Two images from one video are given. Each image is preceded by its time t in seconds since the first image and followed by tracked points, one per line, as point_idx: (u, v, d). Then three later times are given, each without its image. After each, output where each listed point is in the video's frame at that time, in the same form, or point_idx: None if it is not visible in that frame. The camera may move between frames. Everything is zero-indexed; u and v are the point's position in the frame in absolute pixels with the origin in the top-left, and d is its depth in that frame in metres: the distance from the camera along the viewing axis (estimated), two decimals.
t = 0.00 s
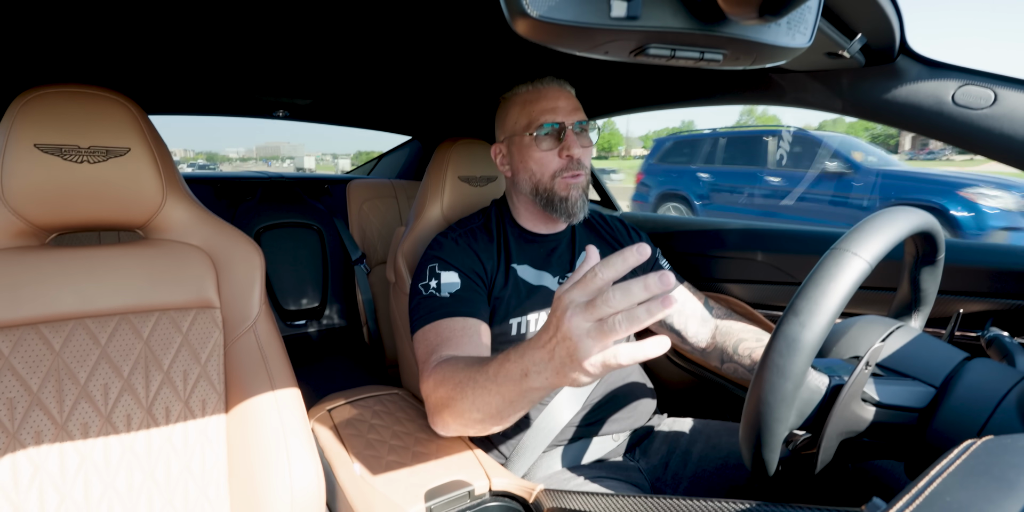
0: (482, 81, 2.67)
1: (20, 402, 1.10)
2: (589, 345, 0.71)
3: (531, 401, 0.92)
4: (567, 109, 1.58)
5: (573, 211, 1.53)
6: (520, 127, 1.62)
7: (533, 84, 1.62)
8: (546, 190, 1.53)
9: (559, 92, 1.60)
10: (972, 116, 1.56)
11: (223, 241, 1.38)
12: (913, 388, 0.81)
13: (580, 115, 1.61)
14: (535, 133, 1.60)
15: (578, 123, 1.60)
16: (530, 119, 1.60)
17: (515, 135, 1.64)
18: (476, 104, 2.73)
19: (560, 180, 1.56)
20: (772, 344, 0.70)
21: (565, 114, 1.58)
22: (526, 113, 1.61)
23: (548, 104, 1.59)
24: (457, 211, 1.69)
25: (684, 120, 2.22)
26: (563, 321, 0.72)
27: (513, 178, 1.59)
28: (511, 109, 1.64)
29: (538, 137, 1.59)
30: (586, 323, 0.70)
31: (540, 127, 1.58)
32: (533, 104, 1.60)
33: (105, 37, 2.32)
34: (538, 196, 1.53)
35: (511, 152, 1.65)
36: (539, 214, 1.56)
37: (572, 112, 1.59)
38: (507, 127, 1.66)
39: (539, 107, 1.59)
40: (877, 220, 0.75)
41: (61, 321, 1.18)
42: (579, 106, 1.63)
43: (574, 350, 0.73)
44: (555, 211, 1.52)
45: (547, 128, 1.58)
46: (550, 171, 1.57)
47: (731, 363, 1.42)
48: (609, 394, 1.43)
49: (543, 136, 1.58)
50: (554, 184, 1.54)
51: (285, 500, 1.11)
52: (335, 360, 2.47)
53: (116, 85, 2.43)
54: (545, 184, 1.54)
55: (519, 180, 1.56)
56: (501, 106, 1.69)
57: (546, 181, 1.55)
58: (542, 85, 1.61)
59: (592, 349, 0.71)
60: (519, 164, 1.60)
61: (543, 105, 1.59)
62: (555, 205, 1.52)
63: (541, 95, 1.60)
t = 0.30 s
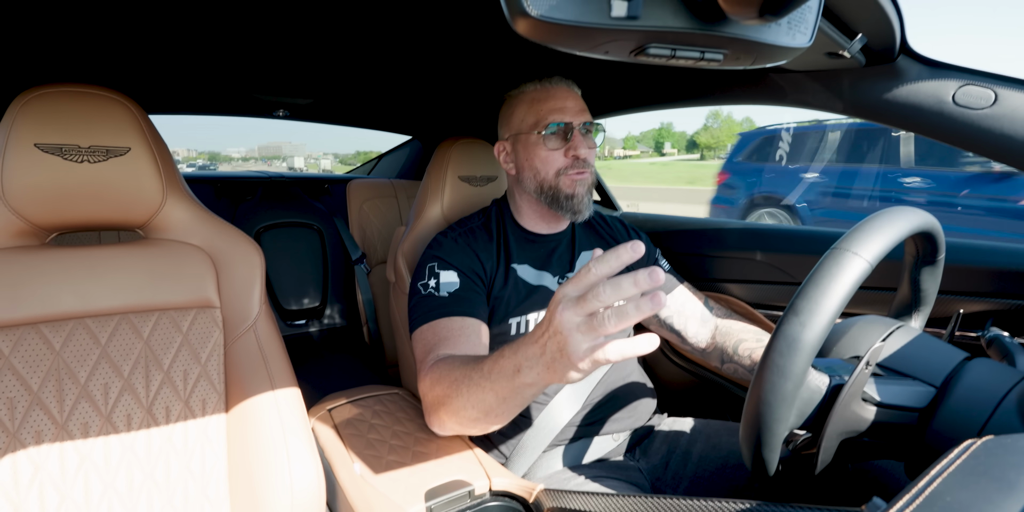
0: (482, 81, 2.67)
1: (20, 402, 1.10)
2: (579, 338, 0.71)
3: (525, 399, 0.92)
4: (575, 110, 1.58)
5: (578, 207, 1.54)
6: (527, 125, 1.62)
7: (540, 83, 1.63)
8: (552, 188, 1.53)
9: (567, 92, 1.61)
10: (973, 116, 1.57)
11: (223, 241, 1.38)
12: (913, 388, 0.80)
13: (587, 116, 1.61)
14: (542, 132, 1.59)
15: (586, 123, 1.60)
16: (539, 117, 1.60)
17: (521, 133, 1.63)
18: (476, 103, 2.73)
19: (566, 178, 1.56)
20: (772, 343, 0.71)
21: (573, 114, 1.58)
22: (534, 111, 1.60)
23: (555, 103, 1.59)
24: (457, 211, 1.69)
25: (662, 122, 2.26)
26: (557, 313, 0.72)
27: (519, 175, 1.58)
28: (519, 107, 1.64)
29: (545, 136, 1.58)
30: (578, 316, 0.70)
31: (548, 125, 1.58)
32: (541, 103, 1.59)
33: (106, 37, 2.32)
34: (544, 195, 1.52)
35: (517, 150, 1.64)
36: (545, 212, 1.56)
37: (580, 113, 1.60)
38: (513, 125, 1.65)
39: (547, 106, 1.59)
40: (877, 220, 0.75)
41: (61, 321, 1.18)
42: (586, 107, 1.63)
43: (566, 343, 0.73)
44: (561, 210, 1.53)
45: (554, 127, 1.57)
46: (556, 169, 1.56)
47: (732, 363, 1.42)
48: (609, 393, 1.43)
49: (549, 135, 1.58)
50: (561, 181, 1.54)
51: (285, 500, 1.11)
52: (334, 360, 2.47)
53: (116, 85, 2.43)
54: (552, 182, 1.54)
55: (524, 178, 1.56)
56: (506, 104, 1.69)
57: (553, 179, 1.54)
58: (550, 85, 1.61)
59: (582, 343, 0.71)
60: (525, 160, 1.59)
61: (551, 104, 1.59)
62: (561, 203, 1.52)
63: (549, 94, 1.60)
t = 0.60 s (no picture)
0: (482, 81, 2.67)
1: (20, 401, 1.10)
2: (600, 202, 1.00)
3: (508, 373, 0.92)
4: (585, 111, 1.57)
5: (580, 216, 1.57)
6: (537, 124, 1.58)
7: (551, 83, 1.60)
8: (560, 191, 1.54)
9: (577, 93, 1.59)
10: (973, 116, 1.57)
11: (222, 240, 1.38)
12: (913, 388, 0.80)
13: (596, 117, 1.59)
14: (553, 131, 1.55)
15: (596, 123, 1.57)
16: (548, 117, 1.56)
17: (531, 133, 1.60)
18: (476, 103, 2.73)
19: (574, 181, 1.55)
20: (772, 343, 0.71)
21: (583, 115, 1.56)
22: (544, 111, 1.57)
23: (566, 103, 1.56)
24: (457, 211, 1.69)
25: (645, 123, 2.32)
26: (559, 204, 1.05)
27: (527, 175, 1.57)
28: (529, 106, 1.61)
29: (557, 136, 1.54)
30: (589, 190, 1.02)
31: (560, 125, 1.53)
32: (552, 103, 1.57)
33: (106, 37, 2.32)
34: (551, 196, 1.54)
35: (526, 150, 1.60)
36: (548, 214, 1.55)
37: (590, 113, 1.58)
38: (522, 124, 1.62)
39: (558, 106, 1.56)
40: (878, 220, 0.75)
41: (61, 320, 1.18)
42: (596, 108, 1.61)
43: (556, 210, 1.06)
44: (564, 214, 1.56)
45: (565, 127, 1.53)
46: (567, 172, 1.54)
47: (732, 364, 1.42)
48: (609, 393, 1.43)
49: (560, 135, 1.53)
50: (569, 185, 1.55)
51: (285, 500, 1.11)
52: (334, 359, 2.47)
53: (117, 85, 2.43)
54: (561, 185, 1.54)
55: (532, 180, 1.54)
56: (516, 103, 1.67)
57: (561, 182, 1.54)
58: (560, 85, 1.59)
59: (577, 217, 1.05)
60: (535, 161, 1.57)
61: (561, 104, 1.56)
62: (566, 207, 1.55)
63: (560, 94, 1.57)
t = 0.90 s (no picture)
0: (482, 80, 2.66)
1: (20, 402, 1.10)
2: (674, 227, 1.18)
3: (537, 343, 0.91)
4: (570, 110, 1.57)
5: (577, 221, 1.55)
6: (523, 129, 1.60)
7: (534, 85, 1.61)
8: (553, 194, 1.53)
9: (561, 93, 1.60)
10: (972, 117, 1.57)
11: (222, 241, 1.38)
12: (913, 387, 0.80)
13: (583, 115, 1.60)
14: (538, 135, 1.58)
15: (583, 123, 1.59)
16: (533, 120, 1.58)
17: (518, 137, 1.62)
18: (476, 103, 2.73)
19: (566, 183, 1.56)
20: (772, 343, 0.71)
21: (568, 116, 1.56)
22: (529, 115, 1.59)
23: (551, 105, 1.57)
24: (456, 211, 1.69)
25: (627, 125, 2.38)
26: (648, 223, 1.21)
27: (519, 179, 1.57)
28: (513, 111, 1.62)
29: (542, 139, 1.57)
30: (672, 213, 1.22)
31: (544, 128, 1.57)
32: (535, 106, 1.58)
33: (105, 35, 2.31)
34: (543, 199, 1.53)
35: (515, 154, 1.62)
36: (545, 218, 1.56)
37: (575, 112, 1.58)
38: (510, 129, 1.64)
39: (542, 109, 1.58)
40: (876, 220, 0.75)
41: (60, 321, 1.18)
42: (582, 107, 1.61)
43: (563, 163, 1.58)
44: (559, 218, 1.53)
45: (550, 129, 1.56)
46: (555, 174, 1.56)
47: (731, 363, 1.42)
48: (609, 393, 1.43)
49: (546, 138, 1.57)
50: (563, 189, 1.54)
51: (285, 501, 1.11)
52: (334, 360, 2.47)
53: (116, 85, 2.42)
54: (554, 188, 1.54)
55: (524, 183, 1.55)
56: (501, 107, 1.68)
57: (555, 185, 1.54)
58: (544, 87, 1.60)
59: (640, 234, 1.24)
60: (525, 165, 1.58)
61: (546, 106, 1.57)
62: (560, 211, 1.52)
63: (543, 96, 1.58)
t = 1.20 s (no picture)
0: (483, 81, 2.66)
1: (21, 403, 1.10)
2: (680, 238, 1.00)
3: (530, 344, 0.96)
4: (577, 112, 1.58)
5: (578, 214, 1.54)
6: (529, 127, 1.61)
7: (542, 85, 1.62)
8: (554, 192, 1.53)
9: (569, 94, 1.60)
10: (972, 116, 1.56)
11: (222, 241, 1.38)
12: (914, 386, 0.80)
13: (588, 117, 1.60)
14: (544, 134, 1.58)
15: (589, 124, 1.59)
16: (540, 119, 1.59)
17: (523, 135, 1.62)
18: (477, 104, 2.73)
19: (568, 182, 1.55)
20: (773, 342, 0.71)
21: (575, 117, 1.57)
22: (535, 113, 1.60)
23: (558, 105, 1.58)
24: (457, 211, 1.69)
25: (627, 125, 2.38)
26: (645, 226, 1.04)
27: (521, 177, 1.58)
28: (520, 108, 1.63)
29: (548, 138, 1.57)
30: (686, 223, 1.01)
31: (550, 128, 1.57)
32: (542, 105, 1.58)
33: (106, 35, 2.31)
34: (544, 197, 1.53)
35: (518, 152, 1.63)
36: (544, 216, 1.57)
37: (582, 114, 1.59)
38: (514, 126, 1.64)
39: (549, 108, 1.58)
40: (877, 219, 0.75)
41: (61, 321, 1.18)
42: (588, 109, 1.62)
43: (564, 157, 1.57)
44: (560, 215, 1.53)
45: (556, 129, 1.56)
46: (558, 172, 1.56)
47: (731, 364, 1.41)
48: (609, 394, 1.43)
49: (552, 137, 1.57)
50: (564, 186, 1.54)
51: (285, 502, 1.11)
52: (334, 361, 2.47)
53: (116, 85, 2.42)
54: (555, 186, 1.54)
55: (526, 181, 1.56)
56: (507, 105, 1.67)
57: (556, 183, 1.54)
58: (552, 86, 1.60)
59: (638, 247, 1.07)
60: (528, 163, 1.59)
61: (553, 106, 1.58)
62: (561, 208, 1.52)
63: (551, 96, 1.59)
